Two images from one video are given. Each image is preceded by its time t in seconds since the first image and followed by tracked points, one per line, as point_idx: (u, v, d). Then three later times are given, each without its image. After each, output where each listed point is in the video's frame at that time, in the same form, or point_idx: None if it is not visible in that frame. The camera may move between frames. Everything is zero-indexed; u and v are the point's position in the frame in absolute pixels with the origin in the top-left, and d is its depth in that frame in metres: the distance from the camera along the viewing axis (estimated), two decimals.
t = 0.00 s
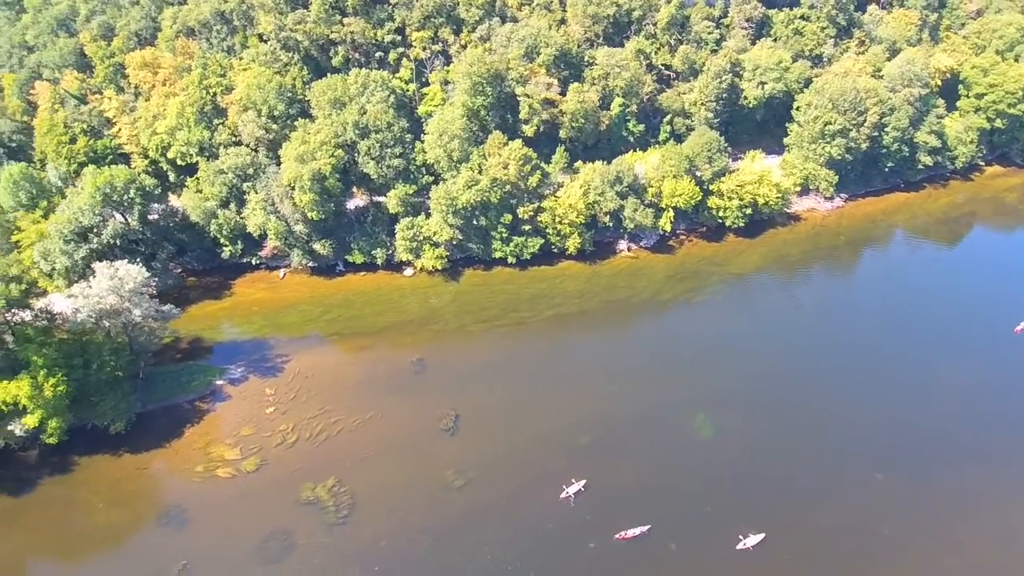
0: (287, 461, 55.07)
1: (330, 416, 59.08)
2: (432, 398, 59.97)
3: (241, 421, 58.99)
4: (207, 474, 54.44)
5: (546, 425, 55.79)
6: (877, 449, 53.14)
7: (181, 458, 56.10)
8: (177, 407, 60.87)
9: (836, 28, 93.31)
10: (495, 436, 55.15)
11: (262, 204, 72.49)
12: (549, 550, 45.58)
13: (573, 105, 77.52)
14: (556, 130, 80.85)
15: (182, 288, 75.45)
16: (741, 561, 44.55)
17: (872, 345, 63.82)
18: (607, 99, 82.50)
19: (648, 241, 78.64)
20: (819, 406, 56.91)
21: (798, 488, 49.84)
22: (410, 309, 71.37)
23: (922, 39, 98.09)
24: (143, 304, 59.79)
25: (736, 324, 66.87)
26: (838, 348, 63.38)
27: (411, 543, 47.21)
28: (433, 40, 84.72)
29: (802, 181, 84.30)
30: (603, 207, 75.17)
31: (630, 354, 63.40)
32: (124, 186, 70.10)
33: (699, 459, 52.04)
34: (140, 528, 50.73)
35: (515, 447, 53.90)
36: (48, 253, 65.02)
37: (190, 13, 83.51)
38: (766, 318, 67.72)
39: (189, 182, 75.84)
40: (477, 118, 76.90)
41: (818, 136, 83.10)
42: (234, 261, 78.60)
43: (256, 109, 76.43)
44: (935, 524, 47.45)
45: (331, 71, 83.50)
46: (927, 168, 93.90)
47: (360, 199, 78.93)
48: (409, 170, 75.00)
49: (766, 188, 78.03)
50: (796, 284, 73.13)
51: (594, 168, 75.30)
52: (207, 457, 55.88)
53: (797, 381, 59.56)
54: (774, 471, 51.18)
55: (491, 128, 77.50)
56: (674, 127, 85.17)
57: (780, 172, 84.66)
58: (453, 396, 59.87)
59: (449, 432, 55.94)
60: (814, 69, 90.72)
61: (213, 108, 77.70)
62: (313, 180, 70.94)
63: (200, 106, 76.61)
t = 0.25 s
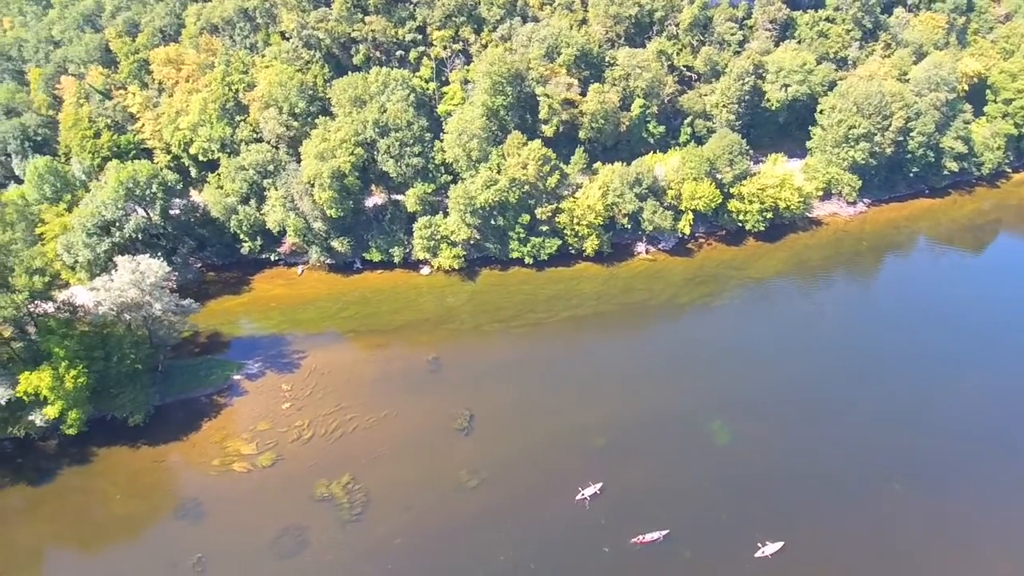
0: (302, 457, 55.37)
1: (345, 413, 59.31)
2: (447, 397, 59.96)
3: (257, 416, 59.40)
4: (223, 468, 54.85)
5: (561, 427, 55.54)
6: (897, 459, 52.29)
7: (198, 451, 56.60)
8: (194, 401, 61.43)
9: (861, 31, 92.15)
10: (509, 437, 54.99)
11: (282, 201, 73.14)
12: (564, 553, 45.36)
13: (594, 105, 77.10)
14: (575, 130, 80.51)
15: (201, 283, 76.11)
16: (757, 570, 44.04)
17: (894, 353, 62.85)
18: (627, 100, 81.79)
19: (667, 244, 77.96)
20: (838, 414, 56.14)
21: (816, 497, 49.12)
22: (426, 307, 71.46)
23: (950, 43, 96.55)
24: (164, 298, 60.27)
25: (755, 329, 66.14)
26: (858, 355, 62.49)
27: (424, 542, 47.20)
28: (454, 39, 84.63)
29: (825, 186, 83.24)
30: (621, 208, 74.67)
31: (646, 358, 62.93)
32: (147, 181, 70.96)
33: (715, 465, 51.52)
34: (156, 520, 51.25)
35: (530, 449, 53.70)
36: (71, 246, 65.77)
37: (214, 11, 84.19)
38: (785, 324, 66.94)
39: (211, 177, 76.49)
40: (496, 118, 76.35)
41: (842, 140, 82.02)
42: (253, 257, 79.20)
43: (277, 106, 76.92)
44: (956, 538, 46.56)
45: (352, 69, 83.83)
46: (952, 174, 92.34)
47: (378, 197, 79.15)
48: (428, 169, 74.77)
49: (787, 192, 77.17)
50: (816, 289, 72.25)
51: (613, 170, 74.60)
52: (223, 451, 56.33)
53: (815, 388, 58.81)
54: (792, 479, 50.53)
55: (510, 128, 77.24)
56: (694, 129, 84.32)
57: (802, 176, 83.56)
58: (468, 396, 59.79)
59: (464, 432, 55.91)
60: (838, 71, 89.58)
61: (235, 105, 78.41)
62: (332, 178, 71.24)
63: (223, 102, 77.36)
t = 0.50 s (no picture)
0: (317, 453, 55.66)
1: (361, 410, 59.52)
2: (462, 397, 59.93)
3: (273, 412, 59.81)
4: (239, 463, 55.29)
5: (575, 430, 55.26)
6: (918, 471, 51.38)
7: (215, 445, 57.10)
8: (211, 395, 61.98)
9: (887, 34, 90.90)
10: (524, 439, 54.83)
11: (301, 198, 73.69)
12: (578, 556, 45.13)
13: (614, 107, 76.62)
14: (595, 131, 80.12)
15: (220, 278, 76.78)
16: None
17: (916, 363, 61.81)
18: (647, 102, 81.19)
19: (685, 247, 77.33)
20: (857, 424, 55.29)
21: (834, 507, 48.38)
22: (443, 307, 71.50)
23: (978, 48, 94.91)
24: (184, 293, 61.08)
25: (774, 335, 65.39)
26: (879, 364, 61.52)
27: (437, 542, 47.20)
28: (475, 39, 84.57)
29: (847, 191, 82.17)
30: (640, 211, 74.27)
31: (663, 362, 62.44)
32: (168, 176, 71.65)
33: (732, 472, 50.96)
34: (172, 513, 51.79)
35: (544, 451, 53.48)
36: (94, 240, 66.69)
37: (238, 8, 84.86)
38: (804, 330, 66.09)
39: (232, 173, 77.46)
40: (515, 118, 76.51)
41: (866, 144, 80.92)
42: (272, 253, 79.78)
43: (298, 103, 77.41)
44: (978, 553, 45.61)
45: (372, 68, 84.09)
46: (978, 181, 90.66)
47: (397, 195, 78.72)
48: (447, 168, 75.10)
49: (809, 197, 76.26)
50: (836, 295, 71.31)
51: (632, 172, 74.36)
52: (239, 446, 56.80)
53: (835, 397, 57.97)
54: (809, 488, 49.82)
55: (529, 128, 76.93)
56: (715, 132, 83.62)
57: (825, 181, 82.35)
58: (482, 397, 59.71)
59: (478, 432, 55.86)
60: (863, 75, 88.38)
61: (257, 102, 79.08)
62: (352, 176, 71.46)
63: (244, 99, 78.17)
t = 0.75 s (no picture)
0: (332, 450, 55.99)
1: (376, 408, 59.74)
2: (477, 397, 59.90)
3: (289, 407, 60.25)
4: (255, 458, 55.73)
5: (591, 433, 54.97)
6: (940, 483, 50.43)
7: (231, 439, 57.66)
8: (229, 389, 62.56)
9: (914, 38, 89.60)
10: (539, 441, 54.63)
11: (320, 195, 73.92)
12: (592, 560, 44.89)
13: (634, 108, 76.04)
14: (615, 132, 79.64)
15: (239, 274, 77.40)
16: None
17: (938, 373, 60.75)
18: (669, 103, 80.60)
19: (704, 250, 76.43)
20: (878, 434, 54.44)
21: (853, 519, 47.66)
22: (459, 306, 71.53)
23: (1007, 53, 93.21)
24: (203, 287, 61.69)
25: (794, 342, 64.59)
26: (901, 373, 60.56)
27: (450, 542, 47.20)
28: (496, 38, 84.48)
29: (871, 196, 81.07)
30: (659, 213, 73.64)
31: (680, 366, 61.95)
32: (191, 171, 72.49)
33: (749, 480, 50.36)
34: (188, 505, 52.33)
35: (559, 453, 53.26)
36: (116, 232, 67.50)
37: (261, 5, 85.43)
38: (824, 337, 65.26)
39: (253, 170, 78.10)
40: (535, 117, 75.88)
41: (890, 149, 79.75)
42: (291, 249, 80.35)
43: (319, 101, 77.63)
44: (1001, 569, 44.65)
45: (393, 66, 84.26)
46: (1005, 189, 88.82)
47: (415, 194, 79.51)
48: (465, 167, 75.04)
49: (832, 202, 74.95)
50: (857, 302, 70.34)
51: (651, 174, 73.49)
52: (255, 440, 57.31)
53: (855, 406, 57.12)
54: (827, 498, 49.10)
55: (549, 129, 76.62)
56: (737, 134, 82.60)
57: (848, 186, 81.25)
58: (498, 397, 59.59)
59: (493, 433, 55.80)
60: (888, 79, 87.13)
61: (278, 99, 79.61)
62: (371, 173, 71.67)
63: (266, 96, 78.66)
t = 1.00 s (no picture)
0: (346, 447, 56.32)
1: (390, 406, 59.93)
2: (491, 398, 59.81)
3: (305, 403, 60.68)
4: (270, 453, 56.24)
5: (604, 437, 54.66)
6: (960, 496, 49.50)
7: (247, 434, 58.23)
8: (246, 383, 63.14)
9: (941, 42, 88.14)
10: (553, 443, 54.48)
11: (339, 192, 74.29)
12: (606, 564, 44.61)
13: (655, 109, 75.54)
14: (635, 134, 79.01)
15: (257, 269, 77.94)
16: None
17: (961, 383, 59.63)
18: (691, 105, 79.79)
19: (723, 254, 75.88)
20: (897, 445, 53.55)
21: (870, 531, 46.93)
22: (475, 305, 71.45)
23: None
24: (222, 283, 61.98)
25: (813, 349, 63.82)
26: (922, 383, 59.53)
27: (462, 542, 47.16)
28: (517, 38, 84.20)
29: (895, 203, 79.83)
30: (678, 216, 73.09)
31: (696, 372, 61.40)
32: (212, 167, 72.97)
33: (764, 488, 49.77)
34: (203, 498, 52.88)
35: (572, 456, 53.05)
36: (138, 227, 68.60)
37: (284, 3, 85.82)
38: (843, 345, 64.37)
39: (273, 166, 78.56)
40: (554, 118, 75.78)
41: (916, 155, 78.32)
42: (309, 246, 80.82)
43: (339, 99, 78.11)
44: None
45: (413, 65, 84.21)
46: None
47: (433, 192, 78.40)
48: (484, 167, 75.01)
49: (855, 207, 73.98)
50: (878, 310, 69.31)
51: (671, 176, 73.15)
52: (271, 436, 57.87)
53: (874, 415, 56.28)
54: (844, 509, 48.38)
55: (568, 129, 76.26)
56: (759, 138, 81.48)
57: (871, 191, 80.05)
58: (512, 398, 59.50)
59: (506, 434, 55.68)
60: (915, 84, 85.73)
61: (299, 96, 80.07)
62: (390, 172, 71.98)
63: (287, 93, 79.09)
